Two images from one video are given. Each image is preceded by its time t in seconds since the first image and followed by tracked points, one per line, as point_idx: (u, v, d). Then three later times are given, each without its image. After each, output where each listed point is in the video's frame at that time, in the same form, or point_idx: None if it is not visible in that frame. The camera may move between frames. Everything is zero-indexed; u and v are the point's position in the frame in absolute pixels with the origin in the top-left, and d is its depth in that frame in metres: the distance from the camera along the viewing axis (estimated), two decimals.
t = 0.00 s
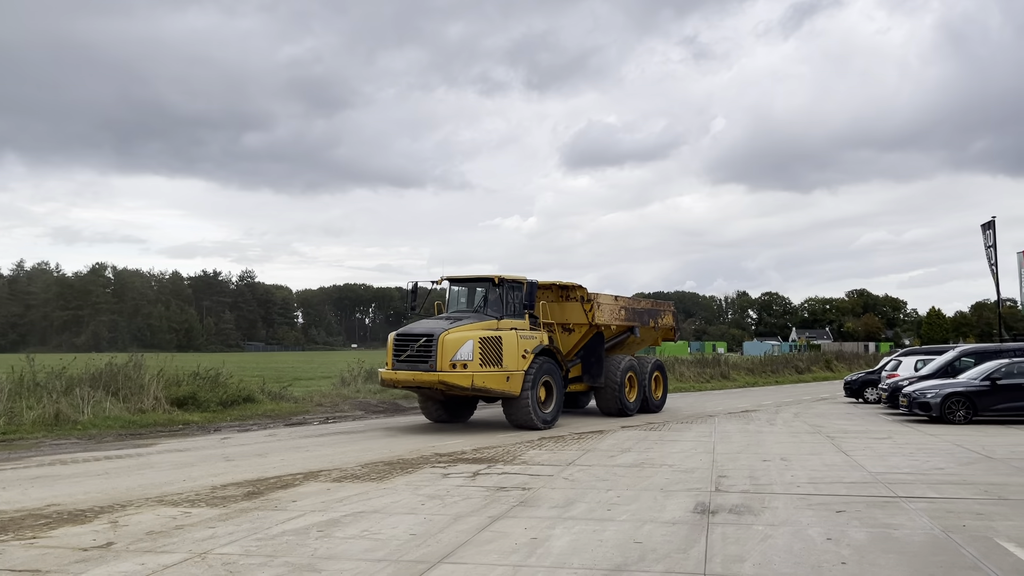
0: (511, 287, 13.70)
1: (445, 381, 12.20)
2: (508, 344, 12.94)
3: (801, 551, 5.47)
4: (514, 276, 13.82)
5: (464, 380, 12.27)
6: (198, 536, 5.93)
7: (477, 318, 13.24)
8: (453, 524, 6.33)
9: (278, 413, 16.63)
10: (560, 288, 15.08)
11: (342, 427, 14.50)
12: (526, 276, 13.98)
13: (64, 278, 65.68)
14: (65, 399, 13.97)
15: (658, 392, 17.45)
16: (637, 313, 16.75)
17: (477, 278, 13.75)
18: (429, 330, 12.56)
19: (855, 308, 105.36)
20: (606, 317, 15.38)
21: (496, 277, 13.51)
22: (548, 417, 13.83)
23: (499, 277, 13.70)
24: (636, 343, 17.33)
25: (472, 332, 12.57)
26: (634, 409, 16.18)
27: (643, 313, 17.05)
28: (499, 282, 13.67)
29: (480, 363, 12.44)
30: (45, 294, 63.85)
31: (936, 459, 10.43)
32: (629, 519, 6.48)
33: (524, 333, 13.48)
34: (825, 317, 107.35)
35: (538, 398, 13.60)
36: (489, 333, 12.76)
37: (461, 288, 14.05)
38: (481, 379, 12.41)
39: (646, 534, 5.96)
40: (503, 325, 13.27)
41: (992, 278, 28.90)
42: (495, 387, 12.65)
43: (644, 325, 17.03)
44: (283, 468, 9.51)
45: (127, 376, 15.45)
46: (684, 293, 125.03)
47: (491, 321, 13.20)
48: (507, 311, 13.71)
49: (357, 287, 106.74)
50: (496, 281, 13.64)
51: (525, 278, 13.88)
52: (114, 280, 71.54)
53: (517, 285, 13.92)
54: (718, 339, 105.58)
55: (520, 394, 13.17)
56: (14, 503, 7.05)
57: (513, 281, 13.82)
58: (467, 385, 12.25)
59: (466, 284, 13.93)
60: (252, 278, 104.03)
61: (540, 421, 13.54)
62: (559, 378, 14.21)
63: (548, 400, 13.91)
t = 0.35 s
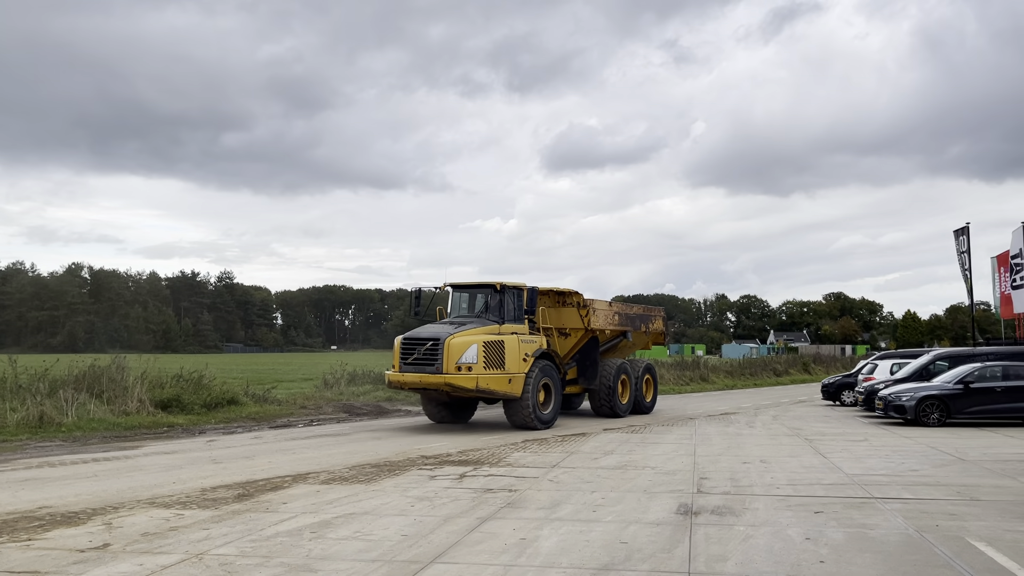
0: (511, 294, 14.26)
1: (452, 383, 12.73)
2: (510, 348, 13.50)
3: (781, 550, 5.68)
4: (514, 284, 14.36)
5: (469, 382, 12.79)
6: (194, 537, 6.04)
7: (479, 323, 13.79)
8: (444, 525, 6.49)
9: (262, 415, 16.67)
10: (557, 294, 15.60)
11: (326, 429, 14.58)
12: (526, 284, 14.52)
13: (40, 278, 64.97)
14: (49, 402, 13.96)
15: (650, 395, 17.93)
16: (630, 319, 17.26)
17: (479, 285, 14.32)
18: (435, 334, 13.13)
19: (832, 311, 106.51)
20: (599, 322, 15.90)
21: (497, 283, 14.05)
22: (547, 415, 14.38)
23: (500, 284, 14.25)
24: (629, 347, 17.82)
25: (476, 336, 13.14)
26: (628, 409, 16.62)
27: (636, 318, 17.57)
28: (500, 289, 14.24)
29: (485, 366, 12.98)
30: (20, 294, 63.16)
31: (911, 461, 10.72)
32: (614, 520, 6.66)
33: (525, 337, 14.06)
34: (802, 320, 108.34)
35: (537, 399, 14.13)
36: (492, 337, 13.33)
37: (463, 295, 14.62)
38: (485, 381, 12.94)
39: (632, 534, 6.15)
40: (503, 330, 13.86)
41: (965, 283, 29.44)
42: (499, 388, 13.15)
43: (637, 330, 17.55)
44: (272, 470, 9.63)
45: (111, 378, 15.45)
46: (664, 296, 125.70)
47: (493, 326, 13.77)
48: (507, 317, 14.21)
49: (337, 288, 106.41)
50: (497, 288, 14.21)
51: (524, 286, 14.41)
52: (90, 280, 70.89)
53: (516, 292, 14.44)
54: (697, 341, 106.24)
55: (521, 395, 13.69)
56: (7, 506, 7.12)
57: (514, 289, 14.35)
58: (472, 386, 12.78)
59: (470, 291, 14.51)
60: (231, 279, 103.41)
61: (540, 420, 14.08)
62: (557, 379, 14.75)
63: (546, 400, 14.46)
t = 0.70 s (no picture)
0: (510, 294, 14.58)
1: (453, 380, 13.09)
2: (510, 346, 13.87)
3: (766, 542, 5.86)
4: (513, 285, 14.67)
5: (470, 379, 13.16)
6: (190, 532, 6.11)
7: (479, 321, 14.10)
8: (437, 519, 6.60)
9: (246, 413, 16.67)
10: (552, 293, 15.92)
11: (311, 427, 14.63)
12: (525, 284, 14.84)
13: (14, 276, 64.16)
14: (33, 399, 13.90)
15: (640, 392, 18.26)
16: (621, 318, 17.59)
17: (478, 286, 14.64)
18: (438, 332, 13.46)
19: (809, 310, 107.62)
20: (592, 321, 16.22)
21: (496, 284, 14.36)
22: (544, 411, 14.66)
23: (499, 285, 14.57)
24: (621, 346, 18.14)
25: (478, 334, 13.49)
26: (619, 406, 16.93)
27: (628, 318, 17.90)
28: (499, 289, 14.54)
29: (486, 363, 13.35)
30: None
31: (888, 457, 10.97)
32: (603, 515, 6.81)
33: (524, 336, 14.39)
34: (780, 319, 109.31)
35: (536, 395, 14.42)
36: (493, 335, 13.68)
37: (462, 295, 14.91)
38: (486, 378, 13.31)
39: (621, 528, 6.30)
40: (504, 328, 14.13)
41: (940, 284, 29.93)
42: (499, 386, 13.52)
43: (628, 329, 17.89)
44: (262, 467, 9.68)
45: (95, 376, 15.39)
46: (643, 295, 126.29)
47: (494, 324, 14.07)
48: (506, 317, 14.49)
49: (316, 286, 105.94)
50: (496, 288, 14.54)
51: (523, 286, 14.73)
52: (65, 277, 70.12)
53: (515, 293, 14.75)
54: (676, 340, 106.89)
55: (521, 391, 13.99)
56: None
57: (512, 289, 14.66)
58: (473, 383, 13.15)
59: (469, 291, 14.81)
60: (209, 277, 102.63)
61: (538, 415, 14.37)
62: (554, 376, 15.05)
63: (543, 396, 14.75)
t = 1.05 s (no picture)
0: (503, 294, 14.72)
1: (451, 378, 13.22)
2: (504, 345, 14.04)
3: (753, 536, 6.02)
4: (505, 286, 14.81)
5: (467, 377, 13.31)
6: (187, 529, 6.17)
7: (474, 321, 14.23)
8: (431, 516, 6.71)
9: (230, 412, 16.64)
10: (544, 293, 16.10)
11: (296, 426, 14.65)
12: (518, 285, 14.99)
13: None
14: (15, 398, 13.81)
15: (627, 391, 18.51)
16: (611, 318, 17.80)
17: (472, 286, 14.78)
18: (435, 332, 13.57)
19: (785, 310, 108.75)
20: (583, 320, 16.43)
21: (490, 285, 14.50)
22: (537, 408, 14.85)
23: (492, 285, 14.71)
24: (609, 346, 18.35)
25: (474, 333, 13.63)
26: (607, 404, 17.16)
27: (617, 318, 18.12)
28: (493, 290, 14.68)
29: (482, 362, 13.50)
30: None
31: (867, 454, 11.22)
32: (594, 510, 6.95)
33: (518, 335, 14.56)
34: (757, 318, 110.30)
35: (529, 392, 14.61)
36: (488, 334, 13.83)
37: (455, 296, 15.05)
38: (482, 376, 13.47)
39: (612, 522, 6.44)
40: (498, 328, 14.29)
41: (914, 283, 30.45)
42: (494, 384, 13.69)
43: (617, 328, 18.11)
44: (251, 465, 9.73)
45: (77, 375, 15.30)
46: (622, 294, 126.88)
47: (488, 324, 14.23)
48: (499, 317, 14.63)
49: (294, 284, 105.33)
50: (490, 288, 14.69)
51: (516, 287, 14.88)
52: (38, 274, 69.21)
53: (508, 293, 14.89)
54: (654, 339, 107.55)
55: (514, 390, 14.20)
56: None
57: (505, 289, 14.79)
58: (469, 381, 13.30)
59: (463, 292, 14.95)
60: (186, 275, 101.77)
61: (531, 413, 14.56)
62: (546, 374, 15.24)
63: (536, 393, 14.93)
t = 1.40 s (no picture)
0: (493, 295, 14.86)
1: (443, 379, 13.34)
2: (496, 345, 14.17)
3: (736, 532, 6.19)
4: (496, 287, 14.95)
5: (459, 377, 13.43)
6: (181, 530, 6.25)
7: (465, 322, 14.39)
8: (420, 515, 6.83)
9: (213, 414, 16.63)
10: (532, 295, 16.27)
11: (280, 427, 14.69)
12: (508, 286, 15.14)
13: None
14: None
15: (613, 391, 18.71)
16: (597, 318, 18.00)
17: (463, 287, 14.95)
18: (426, 333, 13.68)
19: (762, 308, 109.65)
20: (570, 321, 16.61)
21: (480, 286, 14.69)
22: (526, 407, 15.02)
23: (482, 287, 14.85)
24: (595, 345, 18.54)
25: (465, 334, 13.76)
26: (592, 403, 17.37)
27: (603, 318, 18.32)
28: (483, 291, 14.83)
29: (473, 362, 13.63)
30: None
31: (844, 451, 11.46)
32: (580, 508, 7.10)
33: (508, 336, 14.70)
34: (735, 317, 111.14)
35: (518, 391, 14.77)
36: (480, 335, 13.96)
37: (446, 297, 15.22)
38: (474, 376, 13.59)
39: (598, 520, 6.59)
40: (488, 329, 14.42)
41: (890, 283, 30.90)
42: (485, 384, 13.82)
43: (602, 329, 18.31)
44: (238, 466, 9.79)
45: (59, 377, 15.24)
46: (602, 294, 127.29)
47: (479, 325, 14.36)
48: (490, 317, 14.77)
49: (273, 284, 104.74)
50: (480, 289, 14.84)
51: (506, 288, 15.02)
52: (12, 274, 68.34)
53: (498, 294, 15.02)
54: (634, 338, 108.06)
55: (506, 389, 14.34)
56: None
57: (495, 291, 14.93)
58: (461, 381, 13.42)
59: (454, 293, 15.11)
60: (163, 275, 100.86)
61: (521, 412, 14.73)
62: (535, 374, 15.40)
63: (525, 393, 15.11)
